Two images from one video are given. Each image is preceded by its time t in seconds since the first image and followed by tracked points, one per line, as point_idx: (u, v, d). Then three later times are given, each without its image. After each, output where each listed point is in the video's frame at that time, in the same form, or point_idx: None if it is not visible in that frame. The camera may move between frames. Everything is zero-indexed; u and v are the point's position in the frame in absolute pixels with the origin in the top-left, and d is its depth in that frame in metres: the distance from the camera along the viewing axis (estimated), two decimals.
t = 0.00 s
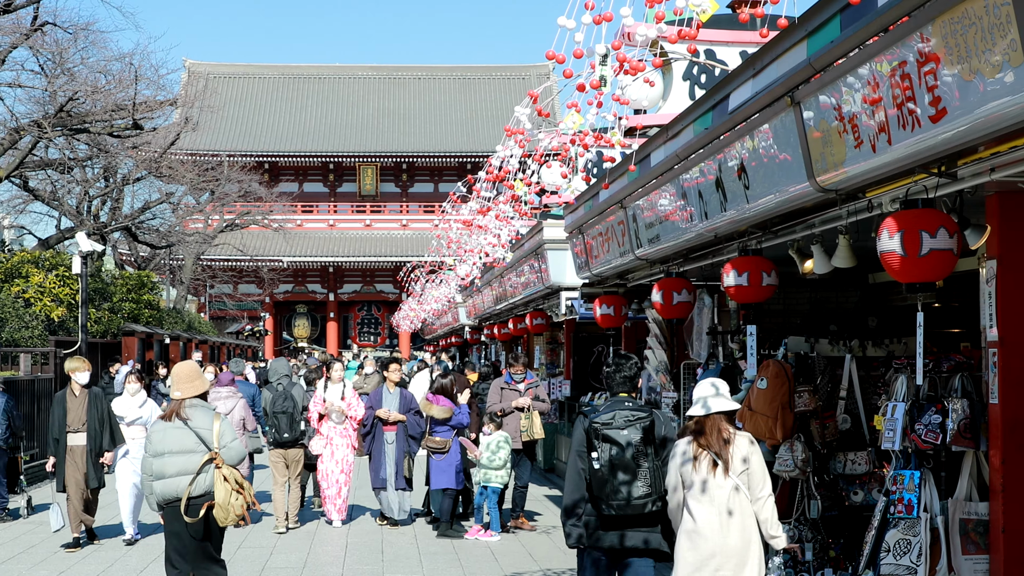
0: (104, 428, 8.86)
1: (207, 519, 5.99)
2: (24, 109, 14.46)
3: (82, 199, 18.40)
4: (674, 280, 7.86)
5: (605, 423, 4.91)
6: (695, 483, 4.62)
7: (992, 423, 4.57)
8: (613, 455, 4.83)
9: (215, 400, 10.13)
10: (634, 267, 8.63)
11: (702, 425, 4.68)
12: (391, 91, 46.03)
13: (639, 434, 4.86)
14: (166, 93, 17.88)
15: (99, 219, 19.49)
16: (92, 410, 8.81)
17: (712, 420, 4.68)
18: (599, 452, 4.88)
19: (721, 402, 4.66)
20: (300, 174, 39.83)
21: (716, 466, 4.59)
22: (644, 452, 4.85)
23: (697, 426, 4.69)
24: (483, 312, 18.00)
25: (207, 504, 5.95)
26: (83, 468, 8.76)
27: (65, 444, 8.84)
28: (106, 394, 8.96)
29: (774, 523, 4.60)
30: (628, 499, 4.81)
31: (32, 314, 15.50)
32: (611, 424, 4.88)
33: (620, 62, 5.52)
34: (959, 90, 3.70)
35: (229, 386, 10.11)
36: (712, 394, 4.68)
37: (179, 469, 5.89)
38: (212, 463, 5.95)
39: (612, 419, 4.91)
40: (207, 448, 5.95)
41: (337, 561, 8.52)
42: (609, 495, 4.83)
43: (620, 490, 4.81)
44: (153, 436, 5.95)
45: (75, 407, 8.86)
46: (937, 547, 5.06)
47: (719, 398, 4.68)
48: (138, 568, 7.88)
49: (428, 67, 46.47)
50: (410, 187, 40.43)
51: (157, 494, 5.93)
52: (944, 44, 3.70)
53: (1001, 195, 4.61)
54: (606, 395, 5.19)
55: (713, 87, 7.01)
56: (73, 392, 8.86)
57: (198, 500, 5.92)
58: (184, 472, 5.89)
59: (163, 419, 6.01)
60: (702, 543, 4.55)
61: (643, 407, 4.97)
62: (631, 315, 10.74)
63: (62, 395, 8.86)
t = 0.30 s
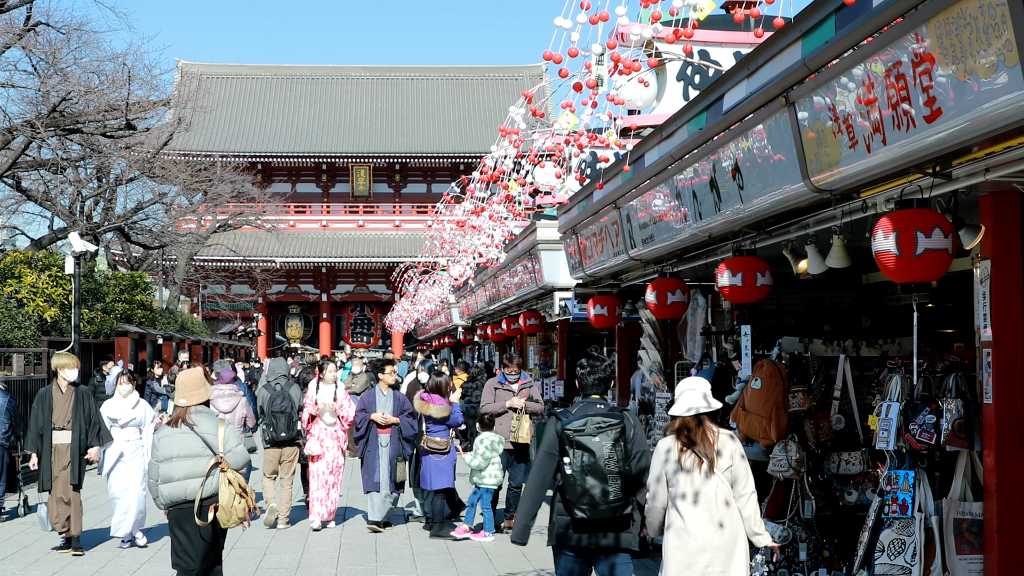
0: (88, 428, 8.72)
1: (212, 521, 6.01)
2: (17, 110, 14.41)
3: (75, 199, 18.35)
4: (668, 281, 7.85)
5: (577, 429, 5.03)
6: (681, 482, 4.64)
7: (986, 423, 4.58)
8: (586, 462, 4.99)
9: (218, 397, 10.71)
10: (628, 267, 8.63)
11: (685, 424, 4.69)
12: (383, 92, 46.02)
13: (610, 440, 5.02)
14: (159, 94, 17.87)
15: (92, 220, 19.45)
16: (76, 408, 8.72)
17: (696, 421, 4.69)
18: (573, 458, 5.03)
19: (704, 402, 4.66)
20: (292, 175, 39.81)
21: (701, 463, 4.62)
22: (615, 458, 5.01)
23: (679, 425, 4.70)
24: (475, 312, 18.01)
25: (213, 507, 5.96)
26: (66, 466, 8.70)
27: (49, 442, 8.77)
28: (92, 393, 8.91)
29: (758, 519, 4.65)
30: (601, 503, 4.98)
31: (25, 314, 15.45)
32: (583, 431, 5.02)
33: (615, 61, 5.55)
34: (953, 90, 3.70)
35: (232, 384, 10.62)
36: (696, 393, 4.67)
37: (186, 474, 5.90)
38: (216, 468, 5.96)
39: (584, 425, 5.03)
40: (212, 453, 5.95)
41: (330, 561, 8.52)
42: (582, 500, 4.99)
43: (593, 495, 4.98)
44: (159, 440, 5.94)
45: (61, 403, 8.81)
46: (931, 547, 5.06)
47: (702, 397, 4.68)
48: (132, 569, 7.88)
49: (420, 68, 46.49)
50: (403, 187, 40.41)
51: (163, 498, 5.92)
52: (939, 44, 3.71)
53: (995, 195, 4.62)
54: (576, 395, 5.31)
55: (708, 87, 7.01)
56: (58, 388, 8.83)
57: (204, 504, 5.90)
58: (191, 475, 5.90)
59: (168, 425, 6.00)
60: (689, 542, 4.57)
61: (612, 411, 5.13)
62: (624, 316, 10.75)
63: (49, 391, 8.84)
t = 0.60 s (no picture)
0: (71, 433, 8.62)
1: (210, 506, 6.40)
2: (6, 109, 14.34)
3: (64, 198, 18.26)
4: (658, 281, 7.85)
5: (539, 424, 5.30)
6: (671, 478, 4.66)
7: (976, 423, 4.59)
8: (548, 453, 5.23)
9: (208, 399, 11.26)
10: (618, 267, 8.63)
11: (673, 425, 4.73)
12: (373, 91, 45.97)
13: (570, 432, 5.24)
14: (149, 94, 17.82)
15: (81, 219, 19.36)
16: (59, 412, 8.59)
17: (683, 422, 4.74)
18: (539, 451, 5.28)
19: (688, 401, 4.73)
20: (281, 175, 39.74)
21: (691, 462, 4.67)
22: (578, 450, 5.23)
23: (666, 427, 4.74)
24: (465, 312, 17.99)
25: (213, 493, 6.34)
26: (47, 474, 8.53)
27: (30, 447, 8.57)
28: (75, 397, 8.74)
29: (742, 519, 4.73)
30: (566, 494, 5.19)
31: (13, 315, 15.35)
32: (547, 424, 5.27)
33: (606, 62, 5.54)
34: (944, 91, 3.71)
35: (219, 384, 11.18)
36: (683, 394, 4.73)
37: (186, 461, 6.25)
38: (215, 455, 6.35)
39: (544, 420, 5.29)
40: (210, 441, 6.34)
41: (320, 561, 8.50)
42: (547, 492, 5.21)
43: (557, 486, 5.20)
44: (159, 432, 6.28)
45: (44, 408, 8.59)
46: (920, 546, 5.07)
47: (687, 397, 4.74)
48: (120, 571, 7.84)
49: (410, 68, 46.48)
50: (392, 188, 40.35)
51: (163, 485, 6.26)
52: (930, 44, 3.71)
53: (985, 196, 4.63)
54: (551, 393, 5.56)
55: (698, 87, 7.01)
56: (41, 392, 8.58)
57: (206, 489, 6.30)
58: (190, 463, 6.25)
59: (167, 415, 6.35)
60: (679, 537, 4.58)
61: (577, 406, 5.34)
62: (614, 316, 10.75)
63: (31, 395, 8.61)
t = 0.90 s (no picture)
0: (46, 436, 8.34)
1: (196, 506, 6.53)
2: None
3: (49, 198, 18.15)
4: (644, 281, 7.85)
5: (518, 422, 5.30)
6: (655, 474, 4.73)
7: (961, 423, 4.64)
8: (525, 451, 5.22)
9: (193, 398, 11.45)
10: (604, 267, 8.63)
11: (658, 422, 4.76)
12: (358, 91, 45.91)
13: (547, 431, 5.22)
14: (134, 94, 17.77)
15: (66, 219, 19.24)
16: (34, 414, 8.35)
17: (669, 420, 4.76)
18: (517, 449, 5.28)
19: (676, 400, 4.73)
20: (267, 174, 39.64)
21: (677, 460, 4.72)
22: (556, 448, 5.21)
23: (652, 423, 4.77)
24: (451, 312, 17.97)
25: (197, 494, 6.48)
26: (22, 479, 8.29)
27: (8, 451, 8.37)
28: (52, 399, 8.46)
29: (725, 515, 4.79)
30: (543, 492, 5.19)
31: None
32: (526, 423, 5.27)
33: (593, 62, 5.52)
34: (930, 91, 3.71)
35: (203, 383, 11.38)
36: (671, 392, 4.73)
37: (171, 464, 6.41)
38: (199, 458, 6.49)
39: (522, 419, 5.28)
40: (195, 443, 6.49)
41: (306, 561, 8.45)
42: (526, 490, 5.22)
43: (534, 484, 5.20)
44: (144, 433, 6.47)
45: (19, 412, 8.40)
46: (906, 546, 5.06)
47: (675, 395, 4.75)
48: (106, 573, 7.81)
49: (395, 68, 46.46)
50: (378, 187, 40.29)
51: (150, 487, 6.44)
52: (916, 45, 3.71)
53: (971, 197, 4.64)
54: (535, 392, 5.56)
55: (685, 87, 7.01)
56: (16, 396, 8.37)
57: (188, 491, 6.43)
58: (176, 465, 6.42)
59: (152, 418, 6.53)
60: (661, 536, 4.66)
61: (556, 404, 5.33)
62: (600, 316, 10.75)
63: (6, 398, 8.42)
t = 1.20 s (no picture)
0: (15, 436, 8.03)
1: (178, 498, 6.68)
2: None
3: (31, 197, 18.04)
4: (627, 281, 7.84)
5: (517, 422, 5.29)
6: (629, 473, 4.72)
7: (944, 423, 4.67)
8: (526, 452, 5.23)
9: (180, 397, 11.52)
10: (587, 267, 8.62)
11: (634, 421, 4.76)
12: (341, 91, 45.80)
13: (548, 431, 5.24)
14: (116, 93, 17.70)
15: (48, 219, 19.12)
16: (3, 412, 8.08)
17: (643, 417, 4.76)
18: (517, 449, 5.27)
19: (652, 399, 4.74)
20: (250, 174, 39.50)
21: (649, 457, 4.70)
22: (556, 449, 5.23)
23: (628, 422, 4.78)
24: (434, 312, 17.96)
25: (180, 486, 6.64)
26: None
27: None
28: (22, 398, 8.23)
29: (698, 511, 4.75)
30: (543, 492, 5.20)
31: None
32: (526, 424, 5.26)
33: (576, 62, 5.51)
34: (912, 92, 3.72)
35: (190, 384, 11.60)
36: (646, 390, 4.74)
37: (157, 454, 6.59)
38: (183, 450, 6.66)
39: (523, 419, 5.28)
40: (179, 437, 6.69)
41: (288, 563, 8.38)
42: (525, 489, 5.22)
43: (534, 484, 5.20)
44: (131, 427, 6.67)
45: None
46: (888, 546, 5.11)
47: (652, 393, 4.76)
48: None
49: (378, 68, 46.40)
50: (361, 187, 40.21)
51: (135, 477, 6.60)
52: (898, 45, 3.72)
53: (953, 197, 4.66)
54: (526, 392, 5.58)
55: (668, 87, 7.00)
56: None
57: (172, 482, 6.60)
58: (160, 457, 6.60)
59: (138, 412, 6.74)
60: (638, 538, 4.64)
61: (555, 405, 5.36)
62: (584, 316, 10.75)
63: None
